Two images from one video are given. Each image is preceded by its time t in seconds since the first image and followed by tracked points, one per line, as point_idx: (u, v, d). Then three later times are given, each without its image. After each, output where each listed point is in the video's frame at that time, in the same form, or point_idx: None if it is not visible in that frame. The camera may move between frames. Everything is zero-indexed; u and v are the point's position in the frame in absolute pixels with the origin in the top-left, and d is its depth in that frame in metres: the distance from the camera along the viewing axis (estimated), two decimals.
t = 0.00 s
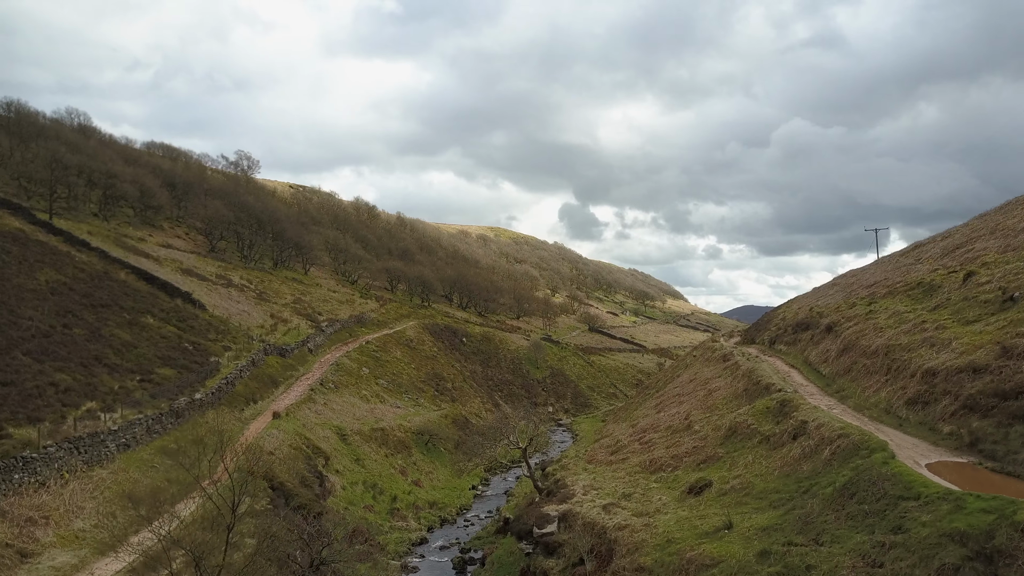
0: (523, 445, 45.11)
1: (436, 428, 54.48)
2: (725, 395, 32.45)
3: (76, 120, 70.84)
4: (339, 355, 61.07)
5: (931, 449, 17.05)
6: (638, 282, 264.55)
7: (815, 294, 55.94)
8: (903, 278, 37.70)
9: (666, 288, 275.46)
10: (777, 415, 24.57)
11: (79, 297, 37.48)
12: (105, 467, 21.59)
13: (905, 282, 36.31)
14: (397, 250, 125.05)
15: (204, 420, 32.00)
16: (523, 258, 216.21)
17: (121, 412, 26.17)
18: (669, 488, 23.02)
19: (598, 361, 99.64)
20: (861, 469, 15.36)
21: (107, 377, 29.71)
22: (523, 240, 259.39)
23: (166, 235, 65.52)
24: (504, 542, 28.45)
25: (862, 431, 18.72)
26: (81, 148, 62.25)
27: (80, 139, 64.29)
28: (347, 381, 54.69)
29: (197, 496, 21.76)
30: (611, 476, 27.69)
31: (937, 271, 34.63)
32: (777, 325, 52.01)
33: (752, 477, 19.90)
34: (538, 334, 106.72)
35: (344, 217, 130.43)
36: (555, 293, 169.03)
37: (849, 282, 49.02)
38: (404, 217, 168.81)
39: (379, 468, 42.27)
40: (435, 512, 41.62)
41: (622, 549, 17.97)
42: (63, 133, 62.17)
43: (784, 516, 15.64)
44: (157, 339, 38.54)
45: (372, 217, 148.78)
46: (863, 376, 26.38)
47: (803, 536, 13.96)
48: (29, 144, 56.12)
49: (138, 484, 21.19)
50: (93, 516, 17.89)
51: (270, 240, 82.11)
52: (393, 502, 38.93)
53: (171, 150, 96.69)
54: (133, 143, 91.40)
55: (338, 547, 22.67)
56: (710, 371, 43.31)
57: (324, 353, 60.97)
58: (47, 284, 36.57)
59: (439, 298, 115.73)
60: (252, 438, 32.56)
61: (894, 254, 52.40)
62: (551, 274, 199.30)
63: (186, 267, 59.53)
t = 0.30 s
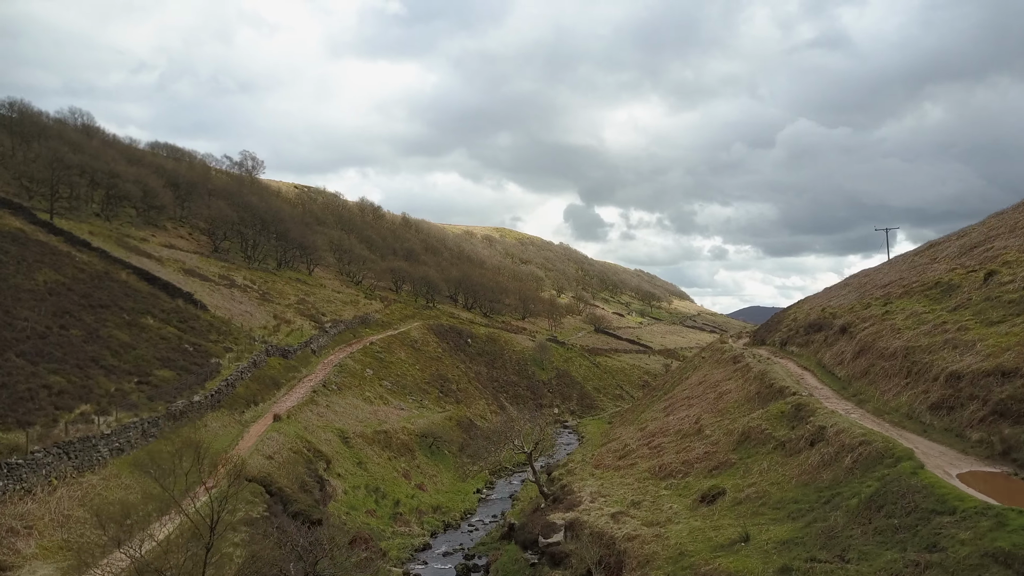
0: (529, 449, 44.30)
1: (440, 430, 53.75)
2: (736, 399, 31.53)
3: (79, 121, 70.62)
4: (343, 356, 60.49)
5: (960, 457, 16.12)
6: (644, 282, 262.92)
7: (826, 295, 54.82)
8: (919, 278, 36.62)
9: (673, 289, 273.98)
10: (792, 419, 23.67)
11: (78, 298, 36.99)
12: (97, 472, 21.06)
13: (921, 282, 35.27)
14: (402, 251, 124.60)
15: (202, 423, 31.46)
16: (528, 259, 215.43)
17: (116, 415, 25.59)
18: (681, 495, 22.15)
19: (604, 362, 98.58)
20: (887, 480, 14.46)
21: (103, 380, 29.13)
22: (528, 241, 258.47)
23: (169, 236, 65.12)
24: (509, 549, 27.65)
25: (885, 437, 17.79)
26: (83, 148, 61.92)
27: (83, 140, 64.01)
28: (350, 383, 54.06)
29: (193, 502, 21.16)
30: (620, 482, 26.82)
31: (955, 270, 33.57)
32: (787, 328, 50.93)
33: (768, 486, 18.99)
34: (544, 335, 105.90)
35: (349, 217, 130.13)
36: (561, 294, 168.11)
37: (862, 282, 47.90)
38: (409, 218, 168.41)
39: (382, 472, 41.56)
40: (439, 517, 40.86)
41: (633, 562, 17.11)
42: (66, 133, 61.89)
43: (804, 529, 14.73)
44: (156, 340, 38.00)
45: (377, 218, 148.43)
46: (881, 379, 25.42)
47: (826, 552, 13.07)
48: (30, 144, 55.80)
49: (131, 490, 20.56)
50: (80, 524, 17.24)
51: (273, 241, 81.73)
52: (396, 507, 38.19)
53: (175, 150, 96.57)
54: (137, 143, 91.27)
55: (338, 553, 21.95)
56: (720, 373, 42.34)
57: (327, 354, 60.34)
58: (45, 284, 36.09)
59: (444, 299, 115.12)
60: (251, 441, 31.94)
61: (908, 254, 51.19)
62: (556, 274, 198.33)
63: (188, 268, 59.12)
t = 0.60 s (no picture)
0: (534, 452, 43.44)
1: (444, 433, 52.99)
2: (748, 402, 30.60)
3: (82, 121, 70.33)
4: (346, 357, 59.82)
5: (993, 467, 15.16)
6: (651, 283, 260.87)
7: (838, 295, 53.68)
8: (936, 277, 35.52)
9: (679, 290, 272.43)
10: (809, 424, 22.76)
11: (76, 298, 36.42)
12: (86, 478, 20.63)
13: (939, 282, 34.19)
14: (406, 251, 124.05)
15: (199, 426, 30.80)
16: (533, 259, 214.56)
17: (110, 419, 24.97)
18: (693, 504, 21.26)
19: (610, 364, 97.57)
20: (916, 492, 13.53)
21: (98, 382, 28.51)
22: (533, 241, 257.56)
23: (171, 236, 64.67)
24: (513, 557, 26.88)
25: (911, 444, 16.82)
26: (85, 147, 61.53)
27: (86, 140, 63.70)
28: (353, 385, 53.35)
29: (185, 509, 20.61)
30: (628, 489, 25.94)
31: (974, 269, 32.47)
32: (799, 329, 49.84)
33: (786, 495, 18.06)
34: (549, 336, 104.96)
35: (354, 218, 129.71)
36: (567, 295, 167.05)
37: (875, 283, 46.81)
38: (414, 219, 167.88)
39: (384, 475, 40.81)
40: (442, 522, 40.05)
41: None
42: (68, 133, 61.56)
43: (828, 543, 13.78)
44: (155, 342, 37.37)
45: (382, 219, 147.93)
46: (901, 382, 24.42)
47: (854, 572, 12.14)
48: (32, 143, 55.46)
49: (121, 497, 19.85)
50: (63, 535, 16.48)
51: (277, 241, 81.27)
52: (398, 512, 37.40)
53: (179, 150, 96.33)
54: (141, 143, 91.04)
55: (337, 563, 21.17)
56: (730, 375, 41.39)
57: (330, 356, 59.70)
58: (42, 284, 35.54)
59: (449, 300, 114.40)
60: (251, 445, 31.26)
61: (922, 253, 50.02)
62: (562, 275, 197.19)
63: (190, 268, 58.66)
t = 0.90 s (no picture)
0: (538, 456, 42.61)
1: (446, 435, 52.22)
2: (758, 406, 29.85)
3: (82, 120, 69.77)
4: (347, 358, 59.05)
5: None
6: (655, 283, 259.66)
7: (849, 295, 52.65)
8: (952, 277, 34.50)
9: (683, 291, 271.09)
10: (825, 430, 21.85)
11: (71, 299, 35.65)
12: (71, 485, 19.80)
13: (955, 281, 33.16)
14: (409, 252, 123.39)
15: (194, 430, 30.06)
16: (537, 259, 213.67)
17: (101, 422, 24.21)
18: (703, 513, 20.40)
19: (614, 365, 96.64)
20: (948, 506, 12.58)
21: (90, 384, 27.75)
22: (537, 242, 256.60)
23: (171, 236, 64.01)
24: (515, 565, 26.28)
25: (937, 452, 15.88)
26: (84, 146, 60.88)
27: (86, 139, 63.13)
28: (354, 386, 52.60)
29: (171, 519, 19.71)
30: (635, 496, 25.08)
31: (992, 268, 31.45)
32: (808, 330, 48.83)
33: (802, 506, 17.16)
34: (553, 337, 104.06)
35: (356, 218, 129.09)
36: (570, 295, 166.18)
37: (887, 282, 45.77)
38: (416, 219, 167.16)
39: (384, 479, 40.05)
40: (443, 527, 39.21)
41: None
42: (68, 132, 60.99)
43: (852, 560, 12.89)
44: (151, 343, 36.60)
45: (385, 219, 147.25)
46: (919, 385, 23.47)
47: None
48: (31, 141, 54.89)
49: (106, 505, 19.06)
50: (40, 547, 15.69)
51: (278, 241, 80.68)
52: (397, 517, 36.56)
53: (181, 150, 95.77)
54: (142, 143, 90.51)
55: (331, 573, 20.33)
56: (738, 377, 40.71)
57: (331, 357, 58.97)
58: (36, 285, 34.81)
59: (452, 300, 113.63)
60: (247, 448, 30.56)
61: (935, 251, 48.99)
62: (565, 276, 196.19)
63: (190, 268, 58.05)
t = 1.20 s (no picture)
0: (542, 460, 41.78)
1: (448, 437, 51.35)
2: (769, 409, 30.25)
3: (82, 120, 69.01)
4: (347, 359, 58.23)
5: None
6: (658, 284, 258.38)
7: (859, 295, 51.66)
8: (968, 275, 33.49)
9: (686, 291, 269.81)
10: (841, 435, 21.30)
11: (64, 299, 34.54)
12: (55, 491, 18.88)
13: (972, 279, 32.12)
14: (411, 252, 122.63)
15: (189, 433, 29.24)
16: (540, 260, 212.53)
17: (90, 425, 23.36)
18: (714, 521, 19.48)
19: (618, 366, 95.60)
20: (987, 521, 11.59)
21: (81, 386, 26.86)
22: (539, 242, 255.67)
23: (171, 236, 63.02)
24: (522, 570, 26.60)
25: (967, 460, 14.94)
26: (83, 145, 59.94)
27: (85, 138, 62.38)
28: (354, 388, 51.76)
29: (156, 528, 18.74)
30: (642, 503, 24.58)
31: (1011, 266, 30.44)
32: (818, 331, 47.84)
33: (820, 516, 16.28)
34: (556, 337, 103.02)
35: (358, 218, 128.24)
36: (573, 296, 165.13)
37: (900, 282, 44.71)
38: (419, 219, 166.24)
39: (384, 483, 39.21)
40: (444, 532, 38.28)
41: None
42: (67, 131, 60.26)
43: None
44: (147, 344, 35.48)
45: (387, 219, 146.42)
46: (940, 388, 22.50)
47: None
48: (29, 139, 54.10)
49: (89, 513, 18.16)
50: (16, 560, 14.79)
51: (280, 241, 80.05)
52: (396, 523, 35.65)
53: (182, 150, 94.97)
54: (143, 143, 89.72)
55: None
56: (747, 380, 40.70)
57: (331, 357, 58.15)
58: (29, 284, 33.85)
59: (454, 301, 112.77)
60: (243, 451, 29.78)
61: (948, 249, 47.92)
62: (569, 276, 195.02)
63: (190, 268, 57.15)
